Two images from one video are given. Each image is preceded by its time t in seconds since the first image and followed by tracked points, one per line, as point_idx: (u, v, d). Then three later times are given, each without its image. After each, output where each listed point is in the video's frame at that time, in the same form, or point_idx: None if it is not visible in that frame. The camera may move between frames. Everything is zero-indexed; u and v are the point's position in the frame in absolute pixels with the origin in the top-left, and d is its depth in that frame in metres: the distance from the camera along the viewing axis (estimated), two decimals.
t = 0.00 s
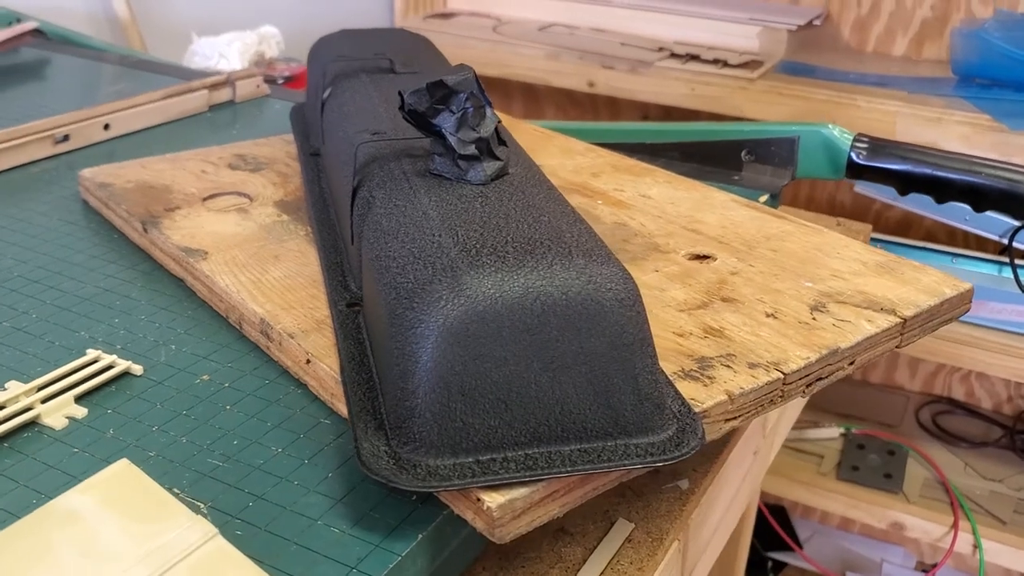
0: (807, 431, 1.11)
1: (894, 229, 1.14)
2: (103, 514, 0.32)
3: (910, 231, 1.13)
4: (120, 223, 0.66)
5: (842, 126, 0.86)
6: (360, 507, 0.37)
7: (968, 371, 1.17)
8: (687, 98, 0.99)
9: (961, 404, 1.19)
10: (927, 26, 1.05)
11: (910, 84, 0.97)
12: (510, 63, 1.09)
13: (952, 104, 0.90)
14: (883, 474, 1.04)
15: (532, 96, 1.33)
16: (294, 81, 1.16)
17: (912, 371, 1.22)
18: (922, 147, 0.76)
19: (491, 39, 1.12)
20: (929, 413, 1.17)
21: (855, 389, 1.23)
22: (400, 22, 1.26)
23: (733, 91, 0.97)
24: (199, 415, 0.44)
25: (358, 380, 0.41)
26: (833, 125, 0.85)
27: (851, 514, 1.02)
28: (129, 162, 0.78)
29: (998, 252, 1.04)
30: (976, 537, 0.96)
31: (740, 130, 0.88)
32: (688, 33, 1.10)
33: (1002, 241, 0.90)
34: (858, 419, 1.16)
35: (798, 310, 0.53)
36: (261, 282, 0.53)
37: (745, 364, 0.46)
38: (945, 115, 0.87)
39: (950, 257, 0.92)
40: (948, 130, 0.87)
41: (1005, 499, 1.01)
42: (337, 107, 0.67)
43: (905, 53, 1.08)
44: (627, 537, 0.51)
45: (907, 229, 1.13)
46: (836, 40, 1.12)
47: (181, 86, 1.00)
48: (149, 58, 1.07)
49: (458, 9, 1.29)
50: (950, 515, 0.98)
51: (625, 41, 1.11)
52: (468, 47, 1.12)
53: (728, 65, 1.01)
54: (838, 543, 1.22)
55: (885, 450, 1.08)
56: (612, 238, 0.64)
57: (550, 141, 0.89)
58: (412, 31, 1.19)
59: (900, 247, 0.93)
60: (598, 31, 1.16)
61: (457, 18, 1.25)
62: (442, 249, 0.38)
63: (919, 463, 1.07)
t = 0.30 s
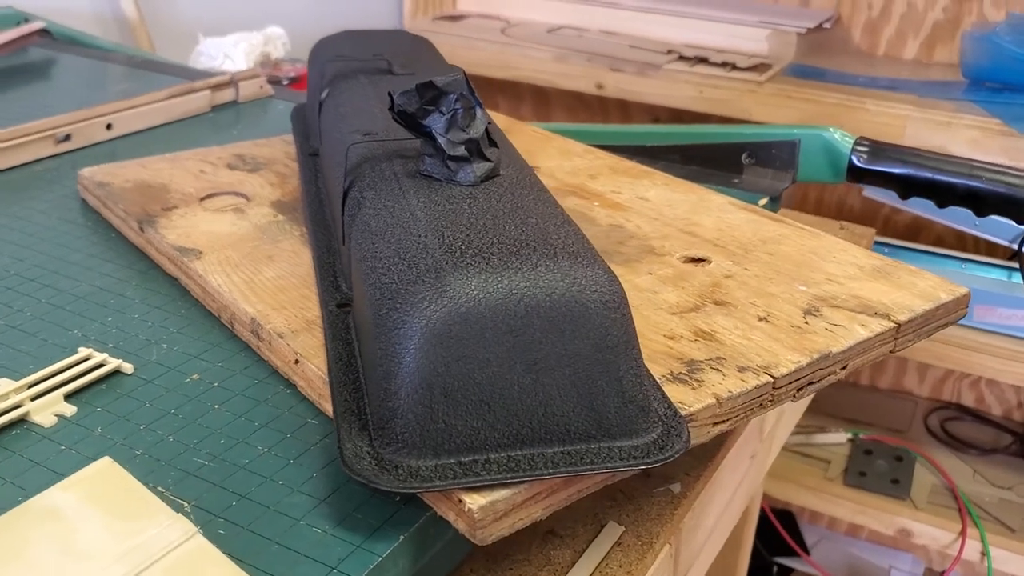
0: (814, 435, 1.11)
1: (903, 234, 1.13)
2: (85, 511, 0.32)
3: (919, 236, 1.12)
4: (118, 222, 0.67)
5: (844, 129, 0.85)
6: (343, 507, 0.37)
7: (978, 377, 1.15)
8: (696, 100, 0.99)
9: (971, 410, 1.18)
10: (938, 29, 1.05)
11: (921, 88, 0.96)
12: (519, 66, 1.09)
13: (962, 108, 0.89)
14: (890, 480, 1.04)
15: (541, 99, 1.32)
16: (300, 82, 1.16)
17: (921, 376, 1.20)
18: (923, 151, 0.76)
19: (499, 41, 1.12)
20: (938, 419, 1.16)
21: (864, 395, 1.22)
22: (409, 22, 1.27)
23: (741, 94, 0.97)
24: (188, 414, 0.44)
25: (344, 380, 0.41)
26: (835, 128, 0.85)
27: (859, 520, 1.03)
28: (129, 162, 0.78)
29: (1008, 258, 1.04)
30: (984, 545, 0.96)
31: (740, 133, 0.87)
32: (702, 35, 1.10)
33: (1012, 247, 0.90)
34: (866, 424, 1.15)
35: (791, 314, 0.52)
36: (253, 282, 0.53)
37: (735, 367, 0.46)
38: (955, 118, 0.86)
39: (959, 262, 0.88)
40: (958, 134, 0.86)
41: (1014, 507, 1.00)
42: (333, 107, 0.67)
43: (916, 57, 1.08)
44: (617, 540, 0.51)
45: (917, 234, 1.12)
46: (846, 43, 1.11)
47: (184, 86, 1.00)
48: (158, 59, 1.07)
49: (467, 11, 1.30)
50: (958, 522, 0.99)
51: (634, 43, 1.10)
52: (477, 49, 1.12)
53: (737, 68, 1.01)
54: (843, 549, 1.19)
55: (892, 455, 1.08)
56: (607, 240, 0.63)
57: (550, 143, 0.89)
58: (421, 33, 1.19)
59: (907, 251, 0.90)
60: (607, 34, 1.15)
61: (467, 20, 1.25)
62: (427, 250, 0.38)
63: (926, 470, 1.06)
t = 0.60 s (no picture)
0: (821, 440, 1.10)
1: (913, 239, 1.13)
2: (64, 504, 0.32)
3: (930, 240, 1.11)
4: (115, 220, 0.67)
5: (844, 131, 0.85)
6: (325, 503, 0.37)
7: (989, 383, 1.14)
8: (703, 102, 0.98)
9: (981, 415, 1.17)
10: (949, 32, 1.04)
11: (932, 91, 0.96)
12: (528, 67, 1.09)
13: (972, 111, 0.88)
14: (898, 485, 1.03)
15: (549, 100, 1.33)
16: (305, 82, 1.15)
17: (931, 381, 1.19)
18: (924, 152, 0.75)
19: (507, 42, 1.12)
20: (946, 424, 1.15)
21: (872, 398, 1.21)
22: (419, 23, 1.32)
23: (749, 96, 0.96)
24: (175, 410, 0.44)
25: (330, 377, 0.41)
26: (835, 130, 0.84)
27: (866, 525, 1.01)
28: (128, 160, 0.78)
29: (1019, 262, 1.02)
30: (993, 551, 0.95)
31: (740, 134, 0.87)
32: (704, 37, 1.09)
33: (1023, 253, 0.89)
34: (875, 429, 1.14)
35: (783, 314, 0.52)
36: (245, 280, 0.54)
37: (723, 367, 0.45)
38: (965, 122, 0.86)
39: (969, 267, 0.87)
40: (968, 136, 0.86)
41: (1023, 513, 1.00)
42: (328, 105, 0.67)
43: (927, 59, 1.07)
44: (606, 541, 0.51)
45: (927, 238, 1.11)
46: (856, 45, 1.11)
47: (186, 85, 1.00)
48: (165, 60, 1.07)
49: (477, 12, 1.30)
50: (966, 528, 0.98)
51: (642, 45, 1.10)
52: (485, 51, 1.12)
53: (745, 70, 1.00)
54: (853, 554, 1.19)
55: (901, 460, 1.07)
56: (602, 240, 0.63)
57: (550, 144, 0.89)
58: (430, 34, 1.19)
59: (918, 254, 0.89)
60: (616, 36, 1.15)
61: (476, 22, 1.25)
62: (411, 247, 0.38)
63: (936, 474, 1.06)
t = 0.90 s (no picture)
0: (832, 444, 1.10)
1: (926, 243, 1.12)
2: (52, 502, 0.32)
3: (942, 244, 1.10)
4: (116, 221, 0.67)
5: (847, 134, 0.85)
6: (314, 504, 0.37)
7: (1002, 388, 1.12)
8: (714, 106, 0.99)
9: (994, 421, 1.15)
10: (961, 35, 1.04)
11: (943, 95, 0.95)
12: (539, 71, 1.09)
13: (983, 115, 0.88)
14: (909, 490, 1.02)
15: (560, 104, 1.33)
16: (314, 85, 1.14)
17: (943, 387, 1.18)
18: (927, 156, 0.75)
19: (517, 46, 1.13)
20: (958, 430, 1.14)
21: (882, 403, 1.20)
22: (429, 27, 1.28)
23: (759, 99, 0.96)
24: (169, 410, 0.44)
25: (321, 377, 0.41)
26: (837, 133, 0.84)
27: (876, 530, 1.01)
28: (132, 162, 0.79)
29: None
30: (1005, 558, 0.95)
31: (743, 137, 0.87)
32: (719, 41, 1.08)
33: None
34: (885, 434, 1.13)
35: (778, 317, 0.52)
36: (242, 281, 0.54)
37: (716, 370, 0.45)
38: (976, 125, 0.85)
39: (981, 272, 0.85)
40: (980, 140, 0.85)
41: None
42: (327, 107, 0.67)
43: (938, 62, 1.06)
44: (600, 543, 0.51)
45: (939, 242, 1.10)
46: (867, 49, 1.11)
47: (193, 88, 0.99)
48: (175, 63, 1.08)
49: (487, 15, 1.30)
50: (978, 534, 0.97)
51: (653, 48, 1.10)
52: (496, 54, 1.12)
53: (755, 73, 1.00)
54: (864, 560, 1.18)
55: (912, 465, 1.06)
56: (600, 242, 0.63)
57: (551, 147, 0.89)
58: (440, 37, 1.20)
59: (929, 258, 0.87)
60: (627, 39, 1.13)
61: (486, 25, 1.25)
62: (401, 249, 0.38)
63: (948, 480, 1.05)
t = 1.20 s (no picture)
0: (849, 451, 1.08)
1: (946, 249, 1.11)
2: (51, 498, 0.32)
3: (963, 250, 1.09)
4: (128, 219, 0.68)
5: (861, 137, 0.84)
6: (314, 502, 0.37)
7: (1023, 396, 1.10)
8: (733, 109, 0.98)
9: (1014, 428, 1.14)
10: (984, 39, 1.02)
11: (965, 98, 0.94)
12: (557, 73, 1.09)
13: (1005, 119, 0.86)
14: (927, 498, 1.01)
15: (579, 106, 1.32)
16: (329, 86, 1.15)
17: (962, 394, 1.16)
18: (943, 160, 0.74)
19: (536, 48, 1.12)
20: (977, 437, 1.13)
21: (899, 409, 1.19)
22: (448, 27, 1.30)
23: (778, 103, 0.96)
24: (173, 407, 0.44)
25: (323, 376, 0.41)
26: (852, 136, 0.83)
27: (893, 538, 1.00)
28: (145, 161, 0.79)
29: None
30: None
31: (757, 140, 0.86)
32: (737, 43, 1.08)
33: None
34: (904, 441, 1.12)
35: (786, 321, 0.51)
36: (250, 279, 0.54)
37: (721, 374, 0.45)
38: (998, 129, 0.83)
39: (1001, 277, 0.84)
40: (1001, 145, 0.83)
41: None
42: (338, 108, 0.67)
43: (961, 66, 1.05)
44: (604, 546, 0.51)
45: (960, 248, 1.09)
46: (889, 52, 1.10)
47: (207, 88, 1.00)
48: (195, 63, 1.08)
49: (506, 17, 1.29)
50: (997, 544, 0.96)
51: (671, 50, 1.09)
52: (515, 56, 1.12)
53: (774, 76, 0.99)
54: (880, 567, 1.17)
55: (930, 473, 1.05)
56: (608, 244, 0.63)
57: (563, 148, 0.89)
58: (459, 38, 1.19)
59: (950, 263, 0.86)
60: (646, 40, 1.14)
61: (505, 27, 1.24)
62: (403, 248, 0.38)
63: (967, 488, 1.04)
